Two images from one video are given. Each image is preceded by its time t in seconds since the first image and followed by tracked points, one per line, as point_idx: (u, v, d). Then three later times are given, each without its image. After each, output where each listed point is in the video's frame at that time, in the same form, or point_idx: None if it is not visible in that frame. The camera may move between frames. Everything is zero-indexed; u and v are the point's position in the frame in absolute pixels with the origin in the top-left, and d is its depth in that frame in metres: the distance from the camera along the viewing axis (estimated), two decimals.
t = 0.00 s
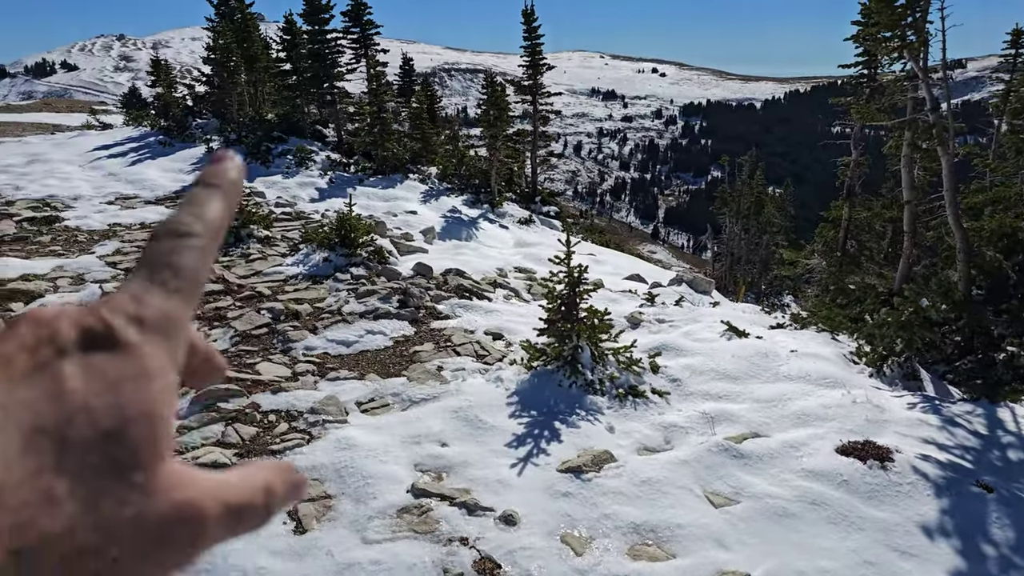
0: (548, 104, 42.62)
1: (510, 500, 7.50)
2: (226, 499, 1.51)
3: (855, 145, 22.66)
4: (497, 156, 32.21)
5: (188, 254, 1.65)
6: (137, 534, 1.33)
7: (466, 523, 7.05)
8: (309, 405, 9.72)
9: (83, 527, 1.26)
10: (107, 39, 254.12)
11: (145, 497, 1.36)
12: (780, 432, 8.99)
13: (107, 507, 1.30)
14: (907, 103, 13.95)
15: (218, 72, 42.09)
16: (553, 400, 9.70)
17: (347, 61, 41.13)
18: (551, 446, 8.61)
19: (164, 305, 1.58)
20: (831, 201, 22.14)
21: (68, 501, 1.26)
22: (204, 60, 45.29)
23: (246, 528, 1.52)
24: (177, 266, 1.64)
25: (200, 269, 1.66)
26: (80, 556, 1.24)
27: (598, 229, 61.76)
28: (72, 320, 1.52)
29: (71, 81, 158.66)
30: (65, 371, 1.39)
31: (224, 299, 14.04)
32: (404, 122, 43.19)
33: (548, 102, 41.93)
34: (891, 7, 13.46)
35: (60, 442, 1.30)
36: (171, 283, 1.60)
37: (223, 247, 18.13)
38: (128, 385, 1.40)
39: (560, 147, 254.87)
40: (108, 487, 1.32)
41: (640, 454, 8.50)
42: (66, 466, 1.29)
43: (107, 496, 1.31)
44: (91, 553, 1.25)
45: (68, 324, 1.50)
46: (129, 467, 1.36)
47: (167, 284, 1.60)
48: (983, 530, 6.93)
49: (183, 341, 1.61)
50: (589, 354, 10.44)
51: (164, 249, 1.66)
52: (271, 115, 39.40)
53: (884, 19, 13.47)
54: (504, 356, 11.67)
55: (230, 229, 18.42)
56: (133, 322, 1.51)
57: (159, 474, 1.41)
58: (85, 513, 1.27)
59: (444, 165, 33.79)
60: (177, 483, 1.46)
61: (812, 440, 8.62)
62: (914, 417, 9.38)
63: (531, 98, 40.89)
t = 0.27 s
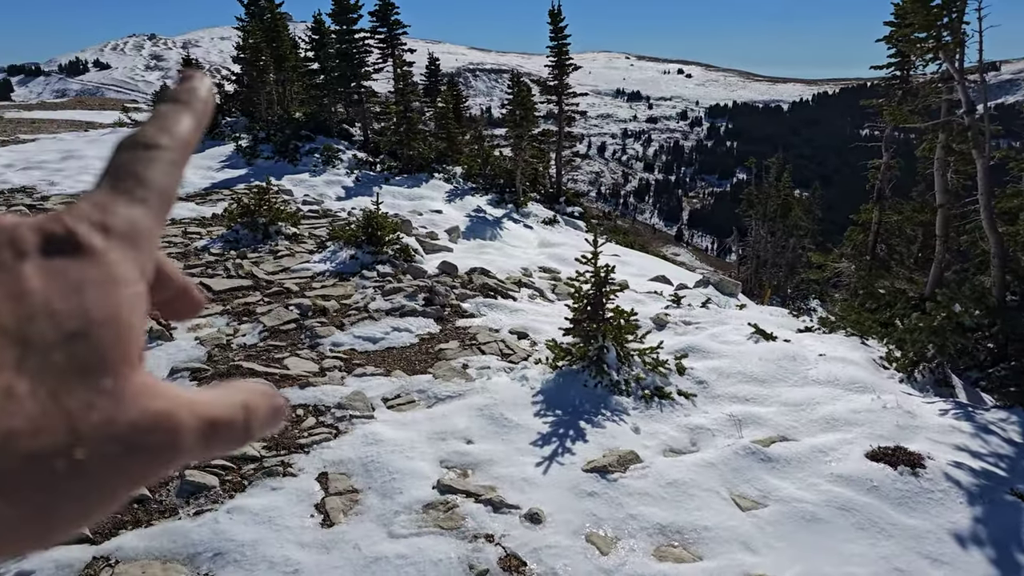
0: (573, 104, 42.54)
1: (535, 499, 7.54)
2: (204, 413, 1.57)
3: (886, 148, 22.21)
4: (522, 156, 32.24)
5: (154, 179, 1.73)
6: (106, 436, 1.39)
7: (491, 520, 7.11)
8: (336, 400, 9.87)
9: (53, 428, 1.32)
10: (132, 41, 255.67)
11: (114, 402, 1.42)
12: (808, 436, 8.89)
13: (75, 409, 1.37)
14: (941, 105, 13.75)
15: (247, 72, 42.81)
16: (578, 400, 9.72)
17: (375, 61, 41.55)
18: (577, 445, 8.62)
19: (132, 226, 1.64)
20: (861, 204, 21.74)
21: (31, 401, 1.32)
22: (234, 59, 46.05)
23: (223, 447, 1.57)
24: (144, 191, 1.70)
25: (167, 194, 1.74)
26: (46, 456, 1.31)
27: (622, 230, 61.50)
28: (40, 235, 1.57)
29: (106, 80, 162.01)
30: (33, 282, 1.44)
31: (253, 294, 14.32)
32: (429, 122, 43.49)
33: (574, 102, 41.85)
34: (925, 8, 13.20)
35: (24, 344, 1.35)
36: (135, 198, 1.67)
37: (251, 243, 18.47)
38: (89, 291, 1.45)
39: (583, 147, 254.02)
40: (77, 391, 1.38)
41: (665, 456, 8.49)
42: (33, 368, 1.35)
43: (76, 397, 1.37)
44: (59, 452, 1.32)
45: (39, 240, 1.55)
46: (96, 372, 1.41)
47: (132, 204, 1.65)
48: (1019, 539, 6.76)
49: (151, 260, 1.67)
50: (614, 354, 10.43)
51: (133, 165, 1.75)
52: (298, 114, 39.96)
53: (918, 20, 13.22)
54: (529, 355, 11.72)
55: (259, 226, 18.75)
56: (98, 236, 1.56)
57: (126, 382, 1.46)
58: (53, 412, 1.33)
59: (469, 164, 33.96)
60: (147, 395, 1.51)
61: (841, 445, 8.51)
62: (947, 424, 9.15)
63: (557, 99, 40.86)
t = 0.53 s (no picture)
0: (598, 104, 42.50)
1: (560, 498, 7.62)
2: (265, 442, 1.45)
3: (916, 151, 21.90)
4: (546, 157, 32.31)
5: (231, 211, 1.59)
6: (189, 468, 1.23)
7: (516, 518, 7.22)
8: (363, 396, 10.05)
9: (142, 456, 1.14)
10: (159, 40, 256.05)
11: (195, 432, 1.25)
12: (835, 440, 8.84)
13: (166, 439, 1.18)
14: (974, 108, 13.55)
15: (275, 72, 43.55)
16: (603, 400, 9.77)
17: (401, 61, 41.94)
18: (601, 445, 8.68)
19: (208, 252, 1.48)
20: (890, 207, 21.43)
21: (120, 431, 1.11)
22: (262, 59, 46.84)
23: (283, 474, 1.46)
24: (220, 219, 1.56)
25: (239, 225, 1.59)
26: (132, 483, 1.14)
27: (644, 231, 61.25)
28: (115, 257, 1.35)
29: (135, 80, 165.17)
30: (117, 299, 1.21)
31: (281, 291, 14.64)
32: (454, 121, 43.78)
33: (598, 103, 41.79)
34: (959, 9, 12.99)
35: (114, 375, 1.12)
36: (210, 234, 1.52)
37: (279, 241, 18.85)
38: (175, 324, 1.23)
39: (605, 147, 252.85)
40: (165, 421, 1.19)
41: (690, 458, 8.51)
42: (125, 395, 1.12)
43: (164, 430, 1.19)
44: (145, 479, 1.15)
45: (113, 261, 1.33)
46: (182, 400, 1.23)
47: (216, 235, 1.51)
48: None
49: (222, 296, 1.49)
50: (639, 355, 10.47)
51: (200, 205, 1.59)
52: (325, 113, 40.55)
53: (952, 22, 13.01)
54: (553, 355, 11.81)
55: (286, 224, 19.11)
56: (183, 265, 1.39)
57: (205, 413, 1.30)
58: (144, 446, 1.14)
59: (493, 164, 34.13)
60: (220, 422, 1.36)
61: (869, 450, 8.45)
62: (978, 430, 9.01)
63: (582, 99, 40.85)
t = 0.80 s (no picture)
0: (621, 105, 42.31)
1: (577, 497, 7.68)
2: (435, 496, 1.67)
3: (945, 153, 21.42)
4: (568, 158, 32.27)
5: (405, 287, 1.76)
6: (392, 520, 1.46)
7: (534, 516, 7.31)
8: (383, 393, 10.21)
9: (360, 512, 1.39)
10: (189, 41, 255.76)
11: (395, 487, 1.50)
12: (857, 444, 8.75)
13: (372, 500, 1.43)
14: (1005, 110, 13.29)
15: (301, 73, 44.19)
16: (622, 401, 9.80)
17: (425, 62, 42.30)
18: (619, 446, 8.72)
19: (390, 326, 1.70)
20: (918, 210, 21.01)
21: (344, 490, 1.39)
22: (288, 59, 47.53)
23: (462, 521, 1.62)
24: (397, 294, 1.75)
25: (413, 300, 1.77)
26: (356, 535, 1.37)
27: (667, 233, 60.85)
28: (322, 335, 1.61)
29: (168, 80, 168.52)
30: (329, 382, 1.51)
31: (305, 289, 14.93)
32: (476, 121, 43.96)
33: (621, 104, 41.57)
34: (990, 10, 12.75)
35: (336, 443, 1.43)
36: (392, 307, 1.74)
37: (303, 239, 19.18)
38: (376, 397, 1.57)
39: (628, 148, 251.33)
40: (369, 484, 1.45)
41: (709, 459, 8.51)
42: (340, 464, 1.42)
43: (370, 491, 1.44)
44: (363, 531, 1.38)
45: (322, 340, 1.59)
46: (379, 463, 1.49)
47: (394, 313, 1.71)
48: None
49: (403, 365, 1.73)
50: (659, 357, 10.44)
51: (378, 281, 1.77)
52: (349, 113, 41.04)
53: (982, 23, 12.77)
54: (573, 355, 11.86)
55: (311, 222, 19.45)
56: (374, 345, 1.63)
57: (398, 470, 1.54)
58: (359, 503, 1.40)
59: (515, 165, 34.20)
60: (410, 476, 1.57)
61: (890, 455, 8.35)
62: (1002, 437, 8.86)
63: (605, 100, 40.72)
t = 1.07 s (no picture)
0: (640, 105, 42.03)
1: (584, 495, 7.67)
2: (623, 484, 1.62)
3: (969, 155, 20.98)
4: (585, 157, 32.11)
5: (573, 283, 1.77)
6: (577, 504, 1.48)
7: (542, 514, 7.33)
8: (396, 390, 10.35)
9: (549, 498, 1.42)
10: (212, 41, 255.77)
11: (577, 476, 1.51)
12: (871, 447, 8.62)
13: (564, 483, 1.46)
14: None
15: (321, 72, 44.60)
16: (634, 401, 9.75)
17: (444, 62, 42.46)
18: (630, 445, 8.69)
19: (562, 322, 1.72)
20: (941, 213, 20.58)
21: (535, 477, 1.43)
22: (309, 59, 48.03)
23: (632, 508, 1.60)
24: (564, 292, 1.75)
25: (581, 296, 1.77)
26: (547, 519, 1.40)
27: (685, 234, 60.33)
28: (505, 333, 1.71)
29: (192, 79, 171.16)
30: (515, 373, 1.59)
31: (320, 286, 15.09)
32: (494, 121, 44.01)
33: (640, 104, 41.25)
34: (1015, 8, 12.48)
35: (524, 433, 1.48)
36: (561, 305, 1.76)
37: (320, 237, 19.38)
38: (556, 391, 1.59)
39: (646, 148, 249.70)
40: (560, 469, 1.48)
41: (720, 461, 8.44)
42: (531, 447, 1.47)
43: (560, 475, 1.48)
44: (551, 516, 1.40)
45: (505, 337, 1.69)
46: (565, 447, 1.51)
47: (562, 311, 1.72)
48: None
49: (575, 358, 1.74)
50: (672, 357, 10.36)
51: (546, 281, 1.80)
52: (368, 113, 41.35)
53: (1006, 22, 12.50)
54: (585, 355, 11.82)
55: (328, 221, 19.66)
56: (554, 340, 1.66)
57: (579, 460, 1.55)
58: (549, 488, 1.43)
59: (532, 164, 34.11)
60: (588, 468, 1.58)
61: (905, 458, 8.21)
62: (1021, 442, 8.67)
63: (624, 100, 40.49)
